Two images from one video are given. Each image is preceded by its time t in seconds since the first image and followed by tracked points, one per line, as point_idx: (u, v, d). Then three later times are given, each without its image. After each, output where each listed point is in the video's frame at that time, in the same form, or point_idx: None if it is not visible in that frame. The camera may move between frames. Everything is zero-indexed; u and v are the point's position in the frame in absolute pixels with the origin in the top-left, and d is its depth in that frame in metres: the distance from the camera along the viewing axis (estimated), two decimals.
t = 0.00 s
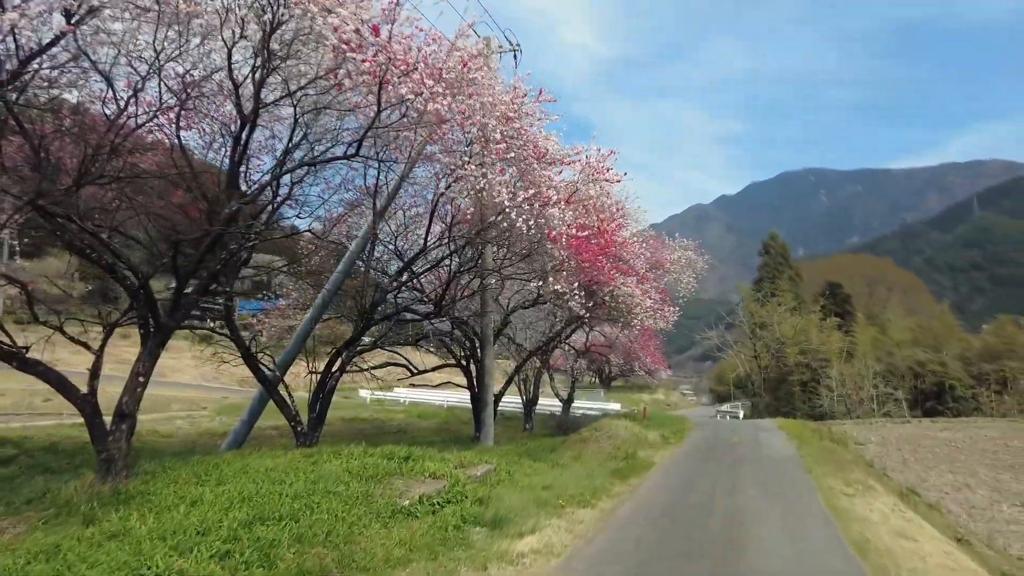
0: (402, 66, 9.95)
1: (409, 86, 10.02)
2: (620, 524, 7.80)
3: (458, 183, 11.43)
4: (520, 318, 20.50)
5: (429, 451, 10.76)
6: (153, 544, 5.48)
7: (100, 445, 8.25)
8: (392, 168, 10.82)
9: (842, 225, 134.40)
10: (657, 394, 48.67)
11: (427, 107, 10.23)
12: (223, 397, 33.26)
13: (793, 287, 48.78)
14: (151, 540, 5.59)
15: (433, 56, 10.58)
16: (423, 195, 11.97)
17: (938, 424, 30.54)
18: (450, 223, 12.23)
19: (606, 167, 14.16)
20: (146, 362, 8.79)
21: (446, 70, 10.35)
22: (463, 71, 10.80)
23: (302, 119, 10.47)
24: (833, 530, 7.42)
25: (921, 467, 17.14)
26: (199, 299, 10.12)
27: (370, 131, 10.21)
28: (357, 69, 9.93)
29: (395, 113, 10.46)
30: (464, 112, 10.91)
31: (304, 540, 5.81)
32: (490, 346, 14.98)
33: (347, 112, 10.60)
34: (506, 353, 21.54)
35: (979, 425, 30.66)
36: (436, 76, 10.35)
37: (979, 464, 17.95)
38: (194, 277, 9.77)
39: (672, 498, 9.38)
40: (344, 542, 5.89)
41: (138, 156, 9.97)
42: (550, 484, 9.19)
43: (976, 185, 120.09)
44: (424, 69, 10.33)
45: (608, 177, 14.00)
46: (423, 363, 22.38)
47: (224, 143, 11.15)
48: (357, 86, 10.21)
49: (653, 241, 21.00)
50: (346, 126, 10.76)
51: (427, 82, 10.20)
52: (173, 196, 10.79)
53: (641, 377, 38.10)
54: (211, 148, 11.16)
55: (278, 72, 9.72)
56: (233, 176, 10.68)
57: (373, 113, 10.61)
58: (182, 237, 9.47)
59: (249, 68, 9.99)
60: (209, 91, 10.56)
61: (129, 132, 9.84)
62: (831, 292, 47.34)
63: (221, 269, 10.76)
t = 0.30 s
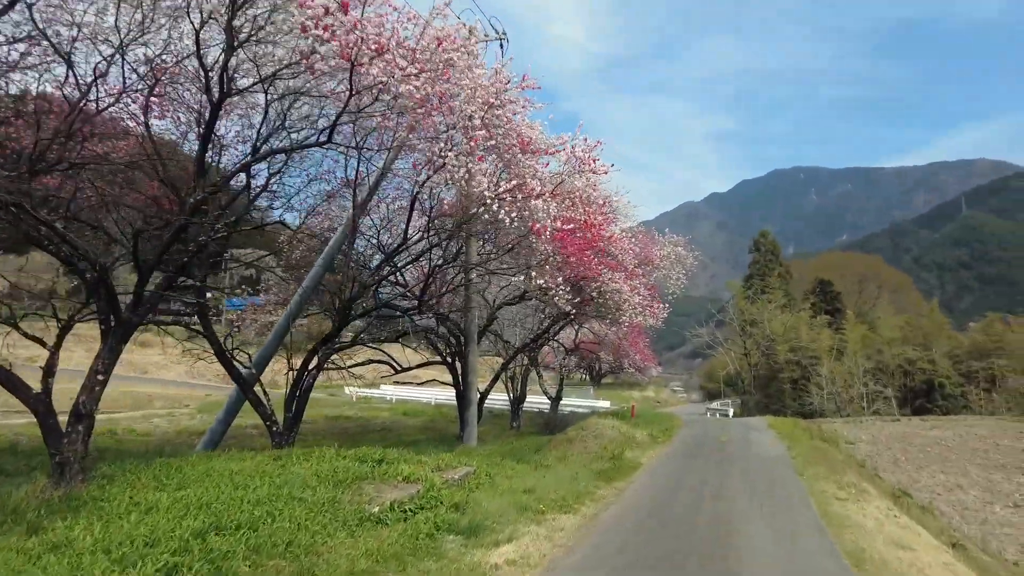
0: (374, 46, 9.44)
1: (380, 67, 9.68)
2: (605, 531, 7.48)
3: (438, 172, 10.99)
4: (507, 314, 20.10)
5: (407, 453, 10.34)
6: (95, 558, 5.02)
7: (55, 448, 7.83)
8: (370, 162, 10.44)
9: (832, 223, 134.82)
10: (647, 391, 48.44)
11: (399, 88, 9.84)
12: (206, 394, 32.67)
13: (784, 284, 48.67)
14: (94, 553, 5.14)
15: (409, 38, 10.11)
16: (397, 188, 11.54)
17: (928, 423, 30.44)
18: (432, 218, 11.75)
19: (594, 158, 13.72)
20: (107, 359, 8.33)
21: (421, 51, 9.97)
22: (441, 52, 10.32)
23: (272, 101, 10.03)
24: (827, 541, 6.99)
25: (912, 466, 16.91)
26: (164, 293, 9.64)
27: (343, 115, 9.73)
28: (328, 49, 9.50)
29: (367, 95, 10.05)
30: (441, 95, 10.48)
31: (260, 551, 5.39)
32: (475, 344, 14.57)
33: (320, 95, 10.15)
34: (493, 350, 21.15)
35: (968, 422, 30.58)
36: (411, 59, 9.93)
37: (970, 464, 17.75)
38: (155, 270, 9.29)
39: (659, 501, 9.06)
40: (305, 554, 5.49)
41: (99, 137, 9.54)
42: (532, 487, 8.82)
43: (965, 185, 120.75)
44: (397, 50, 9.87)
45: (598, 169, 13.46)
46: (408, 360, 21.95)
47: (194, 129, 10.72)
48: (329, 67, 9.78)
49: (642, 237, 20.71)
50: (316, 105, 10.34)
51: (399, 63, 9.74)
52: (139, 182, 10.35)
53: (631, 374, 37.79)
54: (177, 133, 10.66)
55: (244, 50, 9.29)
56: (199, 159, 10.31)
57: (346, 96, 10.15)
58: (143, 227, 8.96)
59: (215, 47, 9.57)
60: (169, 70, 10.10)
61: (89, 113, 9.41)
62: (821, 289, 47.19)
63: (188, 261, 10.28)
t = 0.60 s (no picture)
0: (345, 21, 8.89)
1: (351, 43, 9.02)
2: (592, 533, 7.13)
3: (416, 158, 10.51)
4: (498, 310, 19.71)
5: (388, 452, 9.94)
6: (32, 568, 4.59)
7: (9, 448, 7.43)
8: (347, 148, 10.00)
9: (826, 221, 134.97)
10: (642, 388, 48.18)
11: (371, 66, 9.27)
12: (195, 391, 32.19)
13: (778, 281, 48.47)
14: (32, 562, 4.70)
15: (387, 15, 9.65)
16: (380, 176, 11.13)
17: (922, 420, 30.22)
18: (416, 208, 11.37)
19: (581, 145, 13.32)
20: (68, 354, 7.91)
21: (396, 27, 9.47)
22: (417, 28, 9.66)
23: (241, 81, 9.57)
24: (826, 543, 6.60)
25: (908, 465, 16.59)
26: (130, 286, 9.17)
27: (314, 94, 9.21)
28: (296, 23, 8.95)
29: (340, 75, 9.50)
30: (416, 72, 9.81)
31: (215, 559, 4.96)
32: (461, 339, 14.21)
33: (292, 74, 9.70)
34: (483, 346, 20.76)
35: (963, 420, 30.36)
36: (388, 36, 9.45)
37: (967, 463, 17.44)
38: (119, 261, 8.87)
39: (647, 501, 8.73)
40: (265, 561, 5.08)
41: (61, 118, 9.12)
42: (516, 488, 8.43)
43: (959, 183, 120.98)
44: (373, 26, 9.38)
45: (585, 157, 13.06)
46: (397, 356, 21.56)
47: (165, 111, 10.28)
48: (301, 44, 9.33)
49: (635, 232, 20.39)
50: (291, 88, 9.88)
51: (373, 39, 9.21)
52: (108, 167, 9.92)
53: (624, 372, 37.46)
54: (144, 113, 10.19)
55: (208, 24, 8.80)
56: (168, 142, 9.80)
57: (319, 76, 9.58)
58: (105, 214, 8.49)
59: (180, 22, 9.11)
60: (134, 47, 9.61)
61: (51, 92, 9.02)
62: (816, 287, 46.96)
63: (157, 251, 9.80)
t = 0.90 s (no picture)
0: None
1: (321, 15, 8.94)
2: (578, 541, 6.73)
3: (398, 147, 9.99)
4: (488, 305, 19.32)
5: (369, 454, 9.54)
6: None
7: None
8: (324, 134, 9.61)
9: (821, 218, 134.89)
10: (636, 384, 47.83)
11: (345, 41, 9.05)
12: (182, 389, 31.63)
13: (773, 277, 48.20)
14: None
15: None
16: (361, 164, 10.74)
17: (918, 417, 29.96)
18: (402, 198, 10.94)
19: (571, 133, 12.85)
20: (29, 347, 7.84)
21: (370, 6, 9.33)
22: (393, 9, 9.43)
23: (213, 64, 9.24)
24: (825, 553, 6.20)
25: (905, 464, 16.30)
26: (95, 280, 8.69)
27: (287, 74, 8.83)
28: None
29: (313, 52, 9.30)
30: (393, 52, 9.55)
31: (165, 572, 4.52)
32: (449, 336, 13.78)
33: (265, 55, 9.43)
34: (475, 344, 20.37)
35: (958, 417, 30.18)
36: (360, 12, 9.15)
37: (965, 461, 17.17)
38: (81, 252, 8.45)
39: (637, 503, 8.37)
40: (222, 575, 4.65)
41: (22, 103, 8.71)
42: (501, 491, 8.04)
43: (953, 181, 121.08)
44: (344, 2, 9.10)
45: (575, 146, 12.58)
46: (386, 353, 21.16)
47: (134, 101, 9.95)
48: (273, 24, 9.05)
49: (629, 227, 19.98)
50: (262, 70, 9.47)
51: (345, 14, 9.06)
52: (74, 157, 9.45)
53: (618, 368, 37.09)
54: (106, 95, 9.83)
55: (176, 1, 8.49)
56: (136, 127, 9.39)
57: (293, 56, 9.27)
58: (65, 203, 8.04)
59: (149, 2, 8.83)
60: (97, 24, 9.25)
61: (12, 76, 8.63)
62: (811, 283, 46.68)
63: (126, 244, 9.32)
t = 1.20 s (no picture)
0: None
1: None
2: (571, 547, 6.35)
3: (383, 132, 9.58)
4: (482, 300, 18.91)
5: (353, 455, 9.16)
6: None
7: None
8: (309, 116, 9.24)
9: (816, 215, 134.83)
10: (632, 381, 47.48)
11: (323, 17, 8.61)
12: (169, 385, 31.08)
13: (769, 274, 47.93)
14: None
15: None
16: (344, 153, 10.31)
17: (916, 414, 29.71)
18: (390, 188, 10.55)
19: (564, 120, 12.23)
20: None
21: None
22: None
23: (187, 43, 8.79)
24: (827, 561, 5.84)
25: (906, 462, 16.00)
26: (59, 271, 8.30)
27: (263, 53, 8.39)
28: None
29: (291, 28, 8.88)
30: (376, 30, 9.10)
31: None
32: (440, 332, 13.42)
33: (241, 33, 8.99)
34: (468, 340, 19.96)
35: (956, 415, 29.93)
36: None
37: (965, 459, 16.89)
38: (43, 243, 8.37)
39: (631, 504, 8.10)
40: None
41: None
42: (490, 495, 7.65)
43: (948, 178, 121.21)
44: None
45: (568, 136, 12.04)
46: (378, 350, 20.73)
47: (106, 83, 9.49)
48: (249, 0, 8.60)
49: (625, 221, 19.59)
50: (241, 51, 9.00)
51: None
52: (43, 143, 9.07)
53: (614, 365, 36.70)
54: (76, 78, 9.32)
55: None
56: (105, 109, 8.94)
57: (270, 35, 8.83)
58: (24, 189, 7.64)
59: None
60: (67, 3, 8.84)
61: None
62: (807, 280, 46.40)
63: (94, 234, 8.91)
